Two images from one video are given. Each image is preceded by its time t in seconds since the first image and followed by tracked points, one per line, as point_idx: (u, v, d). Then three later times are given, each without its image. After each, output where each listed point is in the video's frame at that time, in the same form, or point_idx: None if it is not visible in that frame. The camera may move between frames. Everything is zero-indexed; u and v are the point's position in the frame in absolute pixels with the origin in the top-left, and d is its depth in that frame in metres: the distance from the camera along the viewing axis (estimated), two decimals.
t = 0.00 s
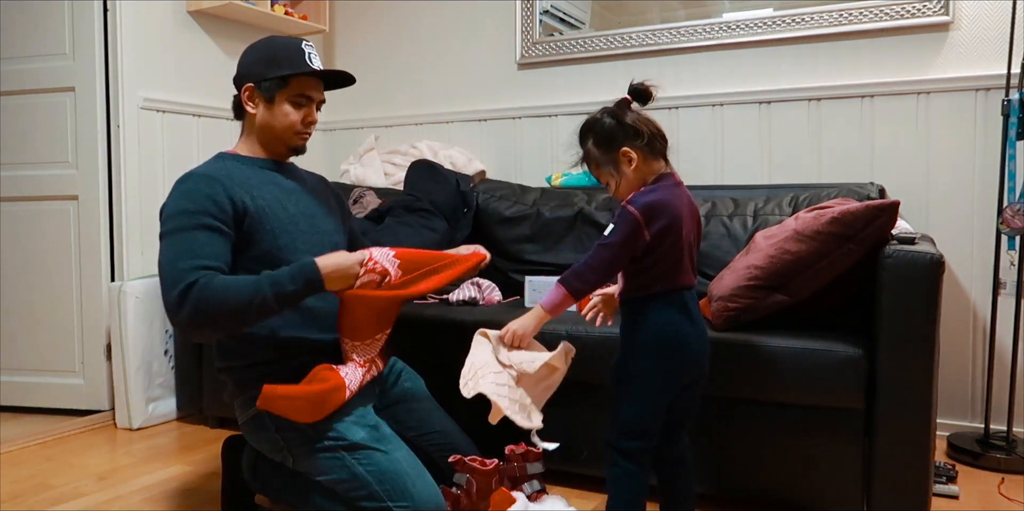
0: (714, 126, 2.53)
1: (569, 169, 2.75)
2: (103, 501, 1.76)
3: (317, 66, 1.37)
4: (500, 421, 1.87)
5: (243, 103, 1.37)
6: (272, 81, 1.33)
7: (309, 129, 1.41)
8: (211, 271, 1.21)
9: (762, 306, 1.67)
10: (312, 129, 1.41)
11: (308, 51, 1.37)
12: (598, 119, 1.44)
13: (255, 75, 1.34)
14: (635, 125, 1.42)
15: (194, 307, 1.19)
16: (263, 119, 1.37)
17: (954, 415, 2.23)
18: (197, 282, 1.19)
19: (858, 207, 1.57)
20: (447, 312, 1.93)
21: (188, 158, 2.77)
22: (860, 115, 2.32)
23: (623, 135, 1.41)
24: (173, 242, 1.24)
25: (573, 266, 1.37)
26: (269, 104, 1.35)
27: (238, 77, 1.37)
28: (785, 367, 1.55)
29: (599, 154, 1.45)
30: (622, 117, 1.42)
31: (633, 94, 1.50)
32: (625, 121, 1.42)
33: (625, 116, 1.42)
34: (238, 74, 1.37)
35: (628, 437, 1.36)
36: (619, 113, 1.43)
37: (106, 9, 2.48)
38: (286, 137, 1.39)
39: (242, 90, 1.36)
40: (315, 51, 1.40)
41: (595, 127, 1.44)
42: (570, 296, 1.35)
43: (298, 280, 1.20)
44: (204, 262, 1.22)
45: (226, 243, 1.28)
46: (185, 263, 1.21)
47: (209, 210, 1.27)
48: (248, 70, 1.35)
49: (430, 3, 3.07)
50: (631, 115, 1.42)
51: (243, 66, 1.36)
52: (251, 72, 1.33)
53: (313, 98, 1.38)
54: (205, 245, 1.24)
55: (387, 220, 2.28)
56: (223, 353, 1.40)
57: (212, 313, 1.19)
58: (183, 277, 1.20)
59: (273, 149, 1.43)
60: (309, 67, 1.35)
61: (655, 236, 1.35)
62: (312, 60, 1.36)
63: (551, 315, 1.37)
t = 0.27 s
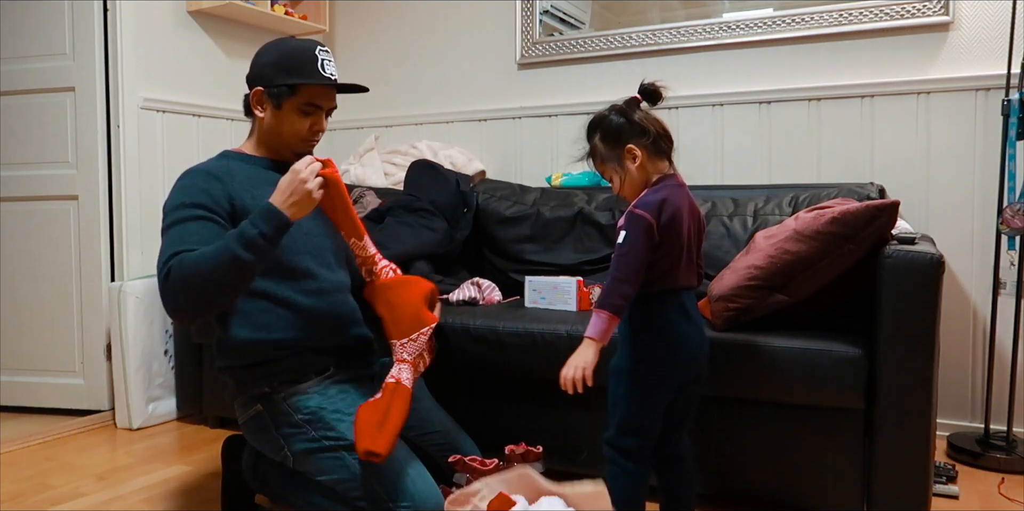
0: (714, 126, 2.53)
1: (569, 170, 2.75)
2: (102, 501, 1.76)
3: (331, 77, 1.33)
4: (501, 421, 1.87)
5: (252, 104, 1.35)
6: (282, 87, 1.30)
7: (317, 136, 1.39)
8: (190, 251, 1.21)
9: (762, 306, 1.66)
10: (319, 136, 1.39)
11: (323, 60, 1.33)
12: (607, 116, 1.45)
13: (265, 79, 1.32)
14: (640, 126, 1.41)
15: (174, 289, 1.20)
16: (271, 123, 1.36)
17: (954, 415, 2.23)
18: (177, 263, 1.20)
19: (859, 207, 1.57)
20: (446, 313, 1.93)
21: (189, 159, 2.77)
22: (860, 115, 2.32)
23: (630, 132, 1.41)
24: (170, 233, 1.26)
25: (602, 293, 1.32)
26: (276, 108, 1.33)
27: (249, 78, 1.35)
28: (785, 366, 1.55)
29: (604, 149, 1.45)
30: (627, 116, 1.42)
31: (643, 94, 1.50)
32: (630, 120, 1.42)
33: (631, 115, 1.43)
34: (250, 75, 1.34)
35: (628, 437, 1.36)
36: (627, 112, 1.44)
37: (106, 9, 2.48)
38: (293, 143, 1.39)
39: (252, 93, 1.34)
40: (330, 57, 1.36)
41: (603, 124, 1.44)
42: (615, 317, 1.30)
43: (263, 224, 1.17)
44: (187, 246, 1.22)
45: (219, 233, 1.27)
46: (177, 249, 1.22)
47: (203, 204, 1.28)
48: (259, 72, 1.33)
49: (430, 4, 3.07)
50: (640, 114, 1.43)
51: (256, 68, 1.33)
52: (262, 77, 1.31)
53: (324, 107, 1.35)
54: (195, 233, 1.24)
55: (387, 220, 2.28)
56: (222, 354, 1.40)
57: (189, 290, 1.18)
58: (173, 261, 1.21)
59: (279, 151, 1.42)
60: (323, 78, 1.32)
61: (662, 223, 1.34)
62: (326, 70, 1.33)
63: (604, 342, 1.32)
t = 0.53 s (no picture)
0: (714, 126, 2.53)
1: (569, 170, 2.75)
2: (103, 501, 1.76)
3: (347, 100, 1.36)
4: (501, 421, 1.87)
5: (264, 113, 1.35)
6: (298, 103, 1.32)
7: (324, 154, 1.41)
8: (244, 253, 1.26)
9: (762, 306, 1.67)
10: (324, 153, 1.40)
11: (343, 82, 1.36)
12: (609, 118, 1.45)
13: (281, 90, 1.33)
14: (644, 130, 1.42)
15: (236, 292, 1.24)
16: (280, 134, 1.37)
17: (954, 415, 2.23)
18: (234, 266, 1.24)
19: (859, 207, 1.57)
20: (446, 313, 1.94)
21: (189, 159, 2.77)
22: (860, 115, 2.32)
23: (633, 136, 1.42)
24: (191, 235, 1.26)
25: (643, 306, 1.31)
26: (289, 121, 1.34)
27: (265, 86, 1.36)
28: (786, 366, 1.55)
29: (604, 151, 1.45)
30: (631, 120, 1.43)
31: (647, 100, 1.50)
32: (634, 124, 1.42)
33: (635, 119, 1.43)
34: (267, 84, 1.35)
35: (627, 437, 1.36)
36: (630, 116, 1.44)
37: (106, 9, 2.48)
38: (297, 155, 1.39)
39: (266, 103, 1.34)
40: (349, 79, 1.39)
41: (604, 125, 1.45)
42: (661, 323, 1.31)
43: (307, 240, 1.33)
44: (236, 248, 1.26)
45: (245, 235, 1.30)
46: (211, 253, 1.24)
47: (225, 206, 1.30)
48: (275, 81, 1.33)
49: (431, 4, 3.07)
50: (643, 119, 1.43)
51: (274, 78, 1.34)
52: (280, 90, 1.32)
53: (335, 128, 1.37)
54: (229, 236, 1.27)
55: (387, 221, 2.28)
56: (223, 354, 1.40)
57: (252, 293, 1.25)
58: (210, 265, 1.24)
59: (280, 160, 1.43)
60: (342, 103, 1.34)
61: (674, 221, 1.35)
62: (344, 93, 1.36)
63: (661, 350, 1.33)
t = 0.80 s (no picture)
0: (714, 126, 2.53)
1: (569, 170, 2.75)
2: (103, 501, 1.76)
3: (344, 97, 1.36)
4: (501, 421, 1.87)
5: (260, 115, 1.35)
6: (293, 103, 1.32)
7: (322, 153, 1.41)
8: (229, 251, 1.25)
9: (762, 306, 1.67)
10: (323, 152, 1.40)
11: (339, 79, 1.36)
12: (602, 125, 1.45)
13: (276, 91, 1.32)
14: (635, 134, 1.42)
15: (218, 291, 1.22)
16: (277, 134, 1.37)
17: (954, 415, 2.23)
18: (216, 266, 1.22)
19: (859, 207, 1.57)
20: (446, 313, 1.93)
21: (189, 159, 2.77)
22: (860, 115, 2.32)
23: (625, 143, 1.42)
24: (182, 236, 1.25)
25: (646, 309, 1.31)
26: (284, 122, 1.34)
27: (260, 86, 1.35)
28: (786, 366, 1.55)
29: (598, 159, 1.45)
30: (622, 125, 1.43)
31: (634, 105, 1.50)
32: (624, 129, 1.42)
33: (626, 124, 1.43)
34: (261, 84, 1.35)
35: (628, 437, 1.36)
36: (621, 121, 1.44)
37: (106, 9, 2.48)
38: (295, 155, 1.39)
39: (261, 104, 1.34)
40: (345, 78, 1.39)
41: (596, 133, 1.45)
42: (665, 325, 1.31)
43: (295, 236, 1.31)
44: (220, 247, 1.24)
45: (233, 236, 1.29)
46: (200, 252, 1.23)
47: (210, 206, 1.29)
48: (270, 83, 1.33)
49: (431, 4, 3.07)
50: (632, 123, 1.43)
51: (268, 78, 1.34)
52: (275, 89, 1.32)
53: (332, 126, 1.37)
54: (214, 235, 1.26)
55: (387, 221, 2.29)
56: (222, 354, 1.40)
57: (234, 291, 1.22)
58: (198, 263, 1.22)
59: (280, 162, 1.43)
60: (338, 99, 1.35)
61: (674, 221, 1.35)
62: (340, 90, 1.36)
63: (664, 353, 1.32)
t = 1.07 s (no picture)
0: (714, 126, 2.53)
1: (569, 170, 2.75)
2: (103, 501, 1.76)
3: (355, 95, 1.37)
4: (501, 421, 1.87)
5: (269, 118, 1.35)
6: (305, 105, 1.32)
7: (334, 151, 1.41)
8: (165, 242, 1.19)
9: (762, 306, 1.67)
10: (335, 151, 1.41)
11: (348, 77, 1.37)
12: (600, 123, 1.45)
13: (286, 93, 1.32)
14: (632, 133, 1.42)
15: (135, 278, 1.16)
16: (289, 137, 1.36)
17: (954, 415, 2.23)
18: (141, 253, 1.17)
19: (859, 207, 1.57)
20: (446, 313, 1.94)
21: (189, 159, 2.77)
22: (860, 115, 2.32)
23: (622, 142, 1.42)
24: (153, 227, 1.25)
25: (645, 312, 1.31)
26: (295, 124, 1.34)
27: (267, 89, 1.35)
28: (787, 366, 1.55)
29: (595, 158, 1.45)
30: (619, 124, 1.43)
31: (634, 102, 1.50)
32: (622, 129, 1.42)
33: (623, 124, 1.43)
34: (269, 88, 1.35)
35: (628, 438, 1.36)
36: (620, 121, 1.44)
37: (106, 9, 2.48)
38: (308, 156, 1.40)
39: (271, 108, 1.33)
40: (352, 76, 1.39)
41: (594, 132, 1.45)
42: (664, 328, 1.30)
43: (235, 237, 1.15)
44: (161, 238, 1.20)
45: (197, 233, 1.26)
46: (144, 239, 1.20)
47: (193, 204, 1.28)
48: (279, 85, 1.33)
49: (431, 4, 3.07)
50: (630, 123, 1.43)
51: (276, 81, 1.33)
52: (286, 92, 1.32)
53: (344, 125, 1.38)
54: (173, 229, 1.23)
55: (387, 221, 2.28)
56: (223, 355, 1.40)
57: (150, 280, 1.15)
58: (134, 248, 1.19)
59: (291, 163, 1.42)
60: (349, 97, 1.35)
61: (672, 222, 1.35)
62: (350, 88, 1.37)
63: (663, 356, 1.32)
